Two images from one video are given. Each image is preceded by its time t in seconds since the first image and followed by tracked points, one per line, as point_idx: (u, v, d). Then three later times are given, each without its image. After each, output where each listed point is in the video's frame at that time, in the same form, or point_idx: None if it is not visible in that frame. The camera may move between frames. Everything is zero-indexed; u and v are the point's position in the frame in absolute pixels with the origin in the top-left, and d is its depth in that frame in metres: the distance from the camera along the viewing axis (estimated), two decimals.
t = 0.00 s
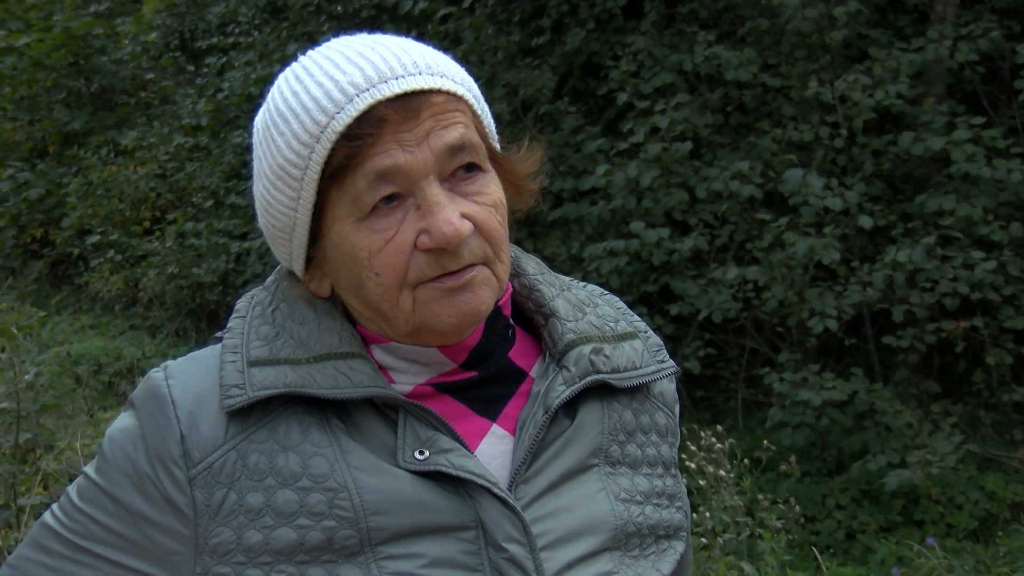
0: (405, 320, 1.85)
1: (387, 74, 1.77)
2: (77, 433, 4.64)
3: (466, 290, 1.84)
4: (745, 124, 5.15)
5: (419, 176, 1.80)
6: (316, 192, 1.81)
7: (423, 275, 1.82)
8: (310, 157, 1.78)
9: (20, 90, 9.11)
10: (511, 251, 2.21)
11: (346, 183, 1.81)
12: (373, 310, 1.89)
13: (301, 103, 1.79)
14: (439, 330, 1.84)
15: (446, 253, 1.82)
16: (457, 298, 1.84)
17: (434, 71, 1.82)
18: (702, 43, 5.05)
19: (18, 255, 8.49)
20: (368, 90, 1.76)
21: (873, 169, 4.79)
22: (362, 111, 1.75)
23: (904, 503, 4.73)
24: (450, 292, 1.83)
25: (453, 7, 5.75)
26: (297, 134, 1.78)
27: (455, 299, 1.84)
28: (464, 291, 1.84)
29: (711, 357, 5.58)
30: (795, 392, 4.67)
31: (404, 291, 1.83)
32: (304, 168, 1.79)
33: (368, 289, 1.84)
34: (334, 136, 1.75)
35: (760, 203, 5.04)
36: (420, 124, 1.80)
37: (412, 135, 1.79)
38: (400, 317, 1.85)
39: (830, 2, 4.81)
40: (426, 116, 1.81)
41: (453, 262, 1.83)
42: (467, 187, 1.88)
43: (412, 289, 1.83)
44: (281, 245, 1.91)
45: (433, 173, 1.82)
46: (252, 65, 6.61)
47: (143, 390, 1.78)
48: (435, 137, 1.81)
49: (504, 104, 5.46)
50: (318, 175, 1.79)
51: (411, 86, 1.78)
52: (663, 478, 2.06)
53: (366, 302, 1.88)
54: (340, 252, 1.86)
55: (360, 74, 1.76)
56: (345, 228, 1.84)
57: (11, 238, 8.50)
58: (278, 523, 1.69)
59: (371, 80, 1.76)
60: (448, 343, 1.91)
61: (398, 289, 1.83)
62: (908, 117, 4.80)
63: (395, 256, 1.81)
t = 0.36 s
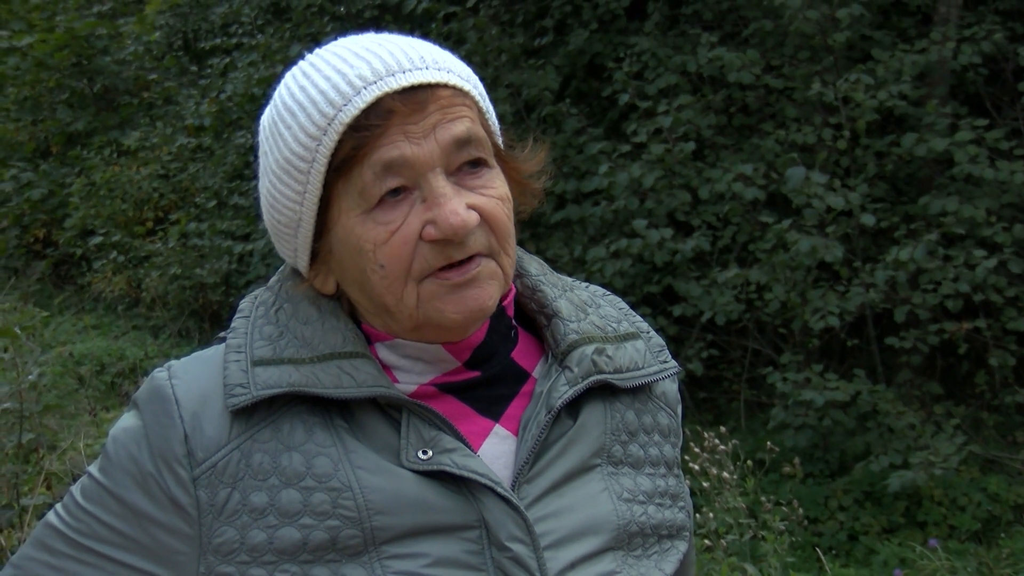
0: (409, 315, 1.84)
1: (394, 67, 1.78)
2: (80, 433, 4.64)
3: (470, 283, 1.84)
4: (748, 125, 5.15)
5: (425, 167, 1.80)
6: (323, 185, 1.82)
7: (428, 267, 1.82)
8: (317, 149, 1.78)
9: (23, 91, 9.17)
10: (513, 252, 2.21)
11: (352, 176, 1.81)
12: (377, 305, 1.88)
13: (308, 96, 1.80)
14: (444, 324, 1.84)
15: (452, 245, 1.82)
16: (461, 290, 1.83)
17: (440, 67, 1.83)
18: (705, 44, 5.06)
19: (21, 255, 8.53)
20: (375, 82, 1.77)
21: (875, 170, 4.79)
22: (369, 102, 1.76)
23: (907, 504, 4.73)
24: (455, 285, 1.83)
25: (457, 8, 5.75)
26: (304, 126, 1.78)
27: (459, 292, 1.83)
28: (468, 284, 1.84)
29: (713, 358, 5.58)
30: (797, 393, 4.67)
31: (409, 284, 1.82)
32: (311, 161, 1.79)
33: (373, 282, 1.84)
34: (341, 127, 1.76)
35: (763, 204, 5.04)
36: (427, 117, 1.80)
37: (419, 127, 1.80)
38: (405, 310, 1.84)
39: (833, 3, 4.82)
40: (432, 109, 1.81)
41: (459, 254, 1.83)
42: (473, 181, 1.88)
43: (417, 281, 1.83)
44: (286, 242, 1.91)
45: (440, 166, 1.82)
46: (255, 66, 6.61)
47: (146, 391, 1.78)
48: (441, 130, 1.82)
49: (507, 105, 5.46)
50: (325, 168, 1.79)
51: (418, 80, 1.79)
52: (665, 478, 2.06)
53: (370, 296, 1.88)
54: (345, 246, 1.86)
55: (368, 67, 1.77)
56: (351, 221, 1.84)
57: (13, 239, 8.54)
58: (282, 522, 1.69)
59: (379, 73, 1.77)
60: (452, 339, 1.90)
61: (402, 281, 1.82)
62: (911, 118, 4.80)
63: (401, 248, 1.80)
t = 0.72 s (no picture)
0: (413, 314, 1.85)
1: (397, 69, 1.79)
2: (82, 435, 4.65)
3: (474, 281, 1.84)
4: (749, 127, 5.15)
5: (428, 167, 1.80)
6: (325, 186, 1.82)
7: (431, 265, 1.82)
8: (320, 151, 1.78)
9: (24, 92, 9.18)
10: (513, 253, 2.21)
11: (355, 176, 1.82)
12: (380, 304, 1.89)
13: (310, 98, 1.80)
14: (447, 323, 1.84)
15: (455, 243, 1.82)
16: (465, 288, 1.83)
17: (442, 67, 1.84)
18: (705, 46, 5.06)
19: (22, 257, 8.58)
20: (378, 83, 1.77)
21: (877, 172, 4.79)
22: (372, 103, 1.76)
23: (908, 505, 4.73)
24: (459, 284, 1.83)
25: (458, 9, 5.75)
26: (307, 128, 1.78)
27: (463, 290, 1.83)
28: (472, 283, 1.84)
29: (714, 360, 5.58)
30: (798, 395, 4.66)
31: (412, 283, 1.83)
32: (314, 162, 1.79)
33: (376, 282, 1.84)
34: (344, 128, 1.76)
35: (764, 206, 5.04)
36: (430, 117, 1.81)
37: (421, 127, 1.80)
38: (408, 310, 1.84)
39: (834, 5, 4.82)
40: (435, 109, 1.82)
41: (462, 253, 1.83)
42: (475, 180, 1.89)
43: (420, 281, 1.83)
44: (288, 244, 1.91)
45: (443, 166, 1.82)
46: (256, 68, 6.60)
47: (148, 393, 1.78)
48: (444, 130, 1.82)
49: (508, 106, 5.46)
50: (328, 168, 1.79)
51: (420, 80, 1.79)
52: (666, 479, 2.06)
53: (373, 296, 1.88)
54: (349, 246, 1.86)
55: (370, 68, 1.77)
56: (354, 221, 1.84)
57: (15, 240, 8.58)
58: (284, 524, 1.70)
59: (381, 74, 1.77)
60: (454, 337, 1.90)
61: (406, 280, 1.82)
62: (912, 120, 4.80)
63: (404, 246, 1.81)
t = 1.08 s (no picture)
0: (418, 313, 1.85)
1: (408, 70, 1.79)
2: (82, 435, 4.64)
3: (480, 282, 1.85)
4: (750, 128, 5.15)
5: (437, 168, 1.81)
6: (332, 184, 1.82)
7: (437, 265, 1.83)
8: (329, 149, 1.78)
9: (25, 93, 9.17)
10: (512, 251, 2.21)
11: (363, 174, 1.82)
12: (384, 301, 1.89)
13: (320, 96, 1.80)
14: (452, 323, 1.84)
15: (461, 243, 1.83)
16: (470, 288, 1.84)
17: (452, 70, 1.84)
18: (706, 47, 5.06)
19: (22, 257, 8.60)
20: (390, 83, 1.77)
21: (877, 173, 4.79)
22: (383, 103, 1.76)
23: (908, 507, 4.73)
24: (464, 284, 1.84)
25: (458, 10, 5.75)
26: (316, 125, 1.79)
27: (468, 291, 1.84)
28: (478, 283, 1.85)
29: (714, 361, 5.59)
30: (798, 396, 4.66)
31: (418, 281, 1.83)
32: (322, 159, 1.80)
33: (382, 279, 1.85)
34: (354, 127, 1.76)
35: (765, 207, 5.04)
36: (440, 119, 1.81)
37: (431, 128, 1.81)
38: (413, 308, 1.85)
39: (835, 6, 4.82)
40: (446, 110, 1.82)
41: (468, 252, 1.83)
42: (482, 182, 1.90)
43: (426, 278, 1.83)
44: (291, 239, 1.91)
45: (451, 167, 1.83)
46: (257, 69, 6.59)
47: (148, 390, 1.79)
48: (453, 132, 1.83)
49: (509, 107, 5.46)
50: (336, 166, 1.80)
51: (432, 82, 1.80)
52: (664, 477, 2.06)
53: (378, 294, 1.88)
54: (354, 243, 1.86)
55: (382, 68, 1.78)
56: (360, 219, 1.85)
57: (15, 240, 8.60)
58: (283, 519, 1.69)
59: (392, 75, 1.78)
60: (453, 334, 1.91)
61: (412, 279, 1.83)
62: (912, 122, 4.81)
63: (411, 245, 1.81)
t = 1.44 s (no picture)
0: (423, 305, 1.85)
1: (413, 60, 1.81)
2: (83, 434, 4.65)
3: (485, 273, 1.85)
4: (751, 128, 5.14)
5: (442, 157, 1.82)
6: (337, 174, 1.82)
7: (443, 256, 1.83)
8: (335, 138, 1.79)
9: (27, 91, 9.17)
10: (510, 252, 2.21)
11: (368, 165, 1.82)
12: (387, 295, 1.89)
13: (325, 87, 1.81)
14: (456, 313, 1.84)
15: (468, 233, 1.83)
16: (476, 278, 1.84)
17: (456, 62, 1.86)
18: (707, 47, 5.06)
19: (24, 255, 8.64)
20: (394, 73, 1.79)
21: (878, 173, 4.79)
22: (389, 91, 1.78)
23: (908, 508, 4.73)
24: (470, 273, 1.83)
25: (459, 10, 5.75)
26: (321, 116, 1.79)
27: (474, 281, 1.84)
28: (483, 275, 1.84)
29: (715, 361, 5.59)
30: (797, 396, 4.66)
31: (424, 272, 1.83)
32: (327, 150, 1.80)
33: (386, 271, 1.84)
34: (360, 115, 1.77)
35: (766, 207, 5.04)
36: (445, 108, 1.83)
37: (436, 117, 1.82)
38: (416, 300, 1.85)
39: (835, 6, 4.82)
40: (450, 100, 1.84)
41: (475, 242, 1.84)
42: (486, 174, 1.91)
43: (432, 270, 1.83)
44: (294, 234, 1.91)
45: (455, 157, 1.84)
46: (258, 68, 6.58)
47: (148, 390, 1.79)
48: (458, 121, 1.84)
49: (510, 106, 5.46)
50: (341, 156, 1.80)
51: (436, 72, 1.82)
52: (662, 477, 2.06)
53: (381, 287, 1.88)
54: (359, 235, 1.86)
55: (387, 58, 1.79)
56: (365, 210, 1.85)
57: (17, 238, 8.64)
58: (283, 520, 1.69)
59: (397, 64, 1.80)
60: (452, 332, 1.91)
61: (417, 270, 1.83)
62: (914, 122, 4.81)
63: (418, 235, 1.82)
